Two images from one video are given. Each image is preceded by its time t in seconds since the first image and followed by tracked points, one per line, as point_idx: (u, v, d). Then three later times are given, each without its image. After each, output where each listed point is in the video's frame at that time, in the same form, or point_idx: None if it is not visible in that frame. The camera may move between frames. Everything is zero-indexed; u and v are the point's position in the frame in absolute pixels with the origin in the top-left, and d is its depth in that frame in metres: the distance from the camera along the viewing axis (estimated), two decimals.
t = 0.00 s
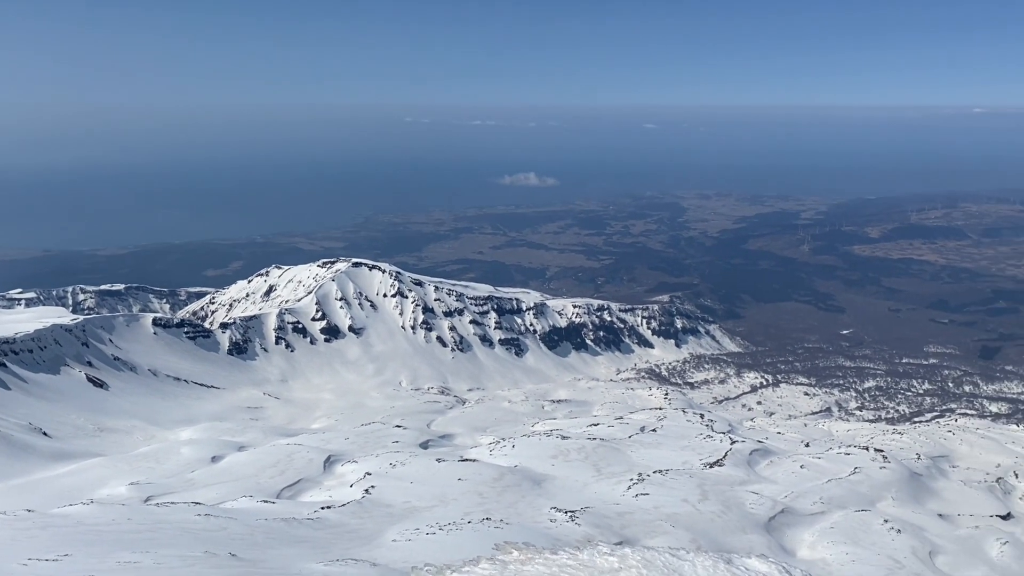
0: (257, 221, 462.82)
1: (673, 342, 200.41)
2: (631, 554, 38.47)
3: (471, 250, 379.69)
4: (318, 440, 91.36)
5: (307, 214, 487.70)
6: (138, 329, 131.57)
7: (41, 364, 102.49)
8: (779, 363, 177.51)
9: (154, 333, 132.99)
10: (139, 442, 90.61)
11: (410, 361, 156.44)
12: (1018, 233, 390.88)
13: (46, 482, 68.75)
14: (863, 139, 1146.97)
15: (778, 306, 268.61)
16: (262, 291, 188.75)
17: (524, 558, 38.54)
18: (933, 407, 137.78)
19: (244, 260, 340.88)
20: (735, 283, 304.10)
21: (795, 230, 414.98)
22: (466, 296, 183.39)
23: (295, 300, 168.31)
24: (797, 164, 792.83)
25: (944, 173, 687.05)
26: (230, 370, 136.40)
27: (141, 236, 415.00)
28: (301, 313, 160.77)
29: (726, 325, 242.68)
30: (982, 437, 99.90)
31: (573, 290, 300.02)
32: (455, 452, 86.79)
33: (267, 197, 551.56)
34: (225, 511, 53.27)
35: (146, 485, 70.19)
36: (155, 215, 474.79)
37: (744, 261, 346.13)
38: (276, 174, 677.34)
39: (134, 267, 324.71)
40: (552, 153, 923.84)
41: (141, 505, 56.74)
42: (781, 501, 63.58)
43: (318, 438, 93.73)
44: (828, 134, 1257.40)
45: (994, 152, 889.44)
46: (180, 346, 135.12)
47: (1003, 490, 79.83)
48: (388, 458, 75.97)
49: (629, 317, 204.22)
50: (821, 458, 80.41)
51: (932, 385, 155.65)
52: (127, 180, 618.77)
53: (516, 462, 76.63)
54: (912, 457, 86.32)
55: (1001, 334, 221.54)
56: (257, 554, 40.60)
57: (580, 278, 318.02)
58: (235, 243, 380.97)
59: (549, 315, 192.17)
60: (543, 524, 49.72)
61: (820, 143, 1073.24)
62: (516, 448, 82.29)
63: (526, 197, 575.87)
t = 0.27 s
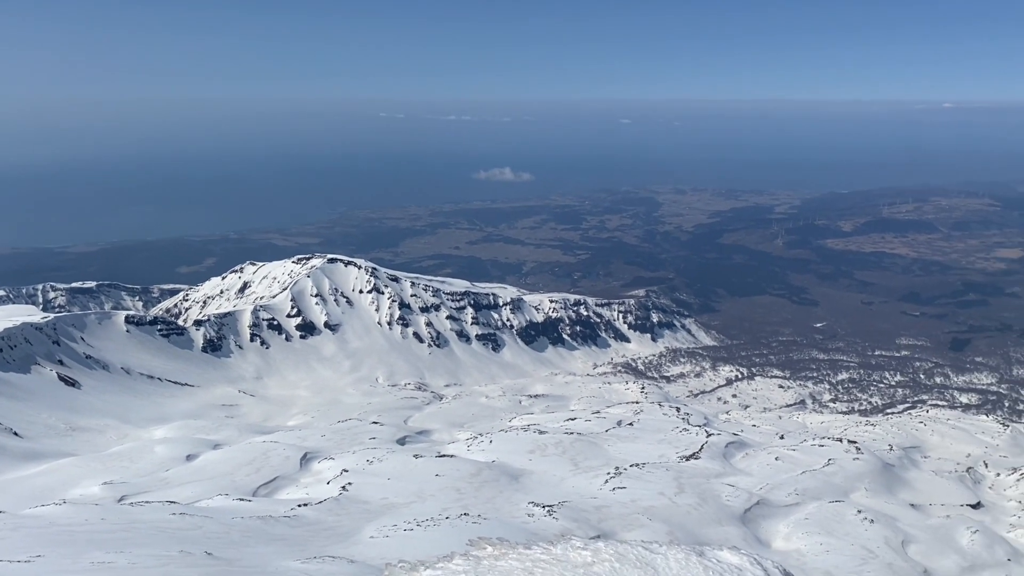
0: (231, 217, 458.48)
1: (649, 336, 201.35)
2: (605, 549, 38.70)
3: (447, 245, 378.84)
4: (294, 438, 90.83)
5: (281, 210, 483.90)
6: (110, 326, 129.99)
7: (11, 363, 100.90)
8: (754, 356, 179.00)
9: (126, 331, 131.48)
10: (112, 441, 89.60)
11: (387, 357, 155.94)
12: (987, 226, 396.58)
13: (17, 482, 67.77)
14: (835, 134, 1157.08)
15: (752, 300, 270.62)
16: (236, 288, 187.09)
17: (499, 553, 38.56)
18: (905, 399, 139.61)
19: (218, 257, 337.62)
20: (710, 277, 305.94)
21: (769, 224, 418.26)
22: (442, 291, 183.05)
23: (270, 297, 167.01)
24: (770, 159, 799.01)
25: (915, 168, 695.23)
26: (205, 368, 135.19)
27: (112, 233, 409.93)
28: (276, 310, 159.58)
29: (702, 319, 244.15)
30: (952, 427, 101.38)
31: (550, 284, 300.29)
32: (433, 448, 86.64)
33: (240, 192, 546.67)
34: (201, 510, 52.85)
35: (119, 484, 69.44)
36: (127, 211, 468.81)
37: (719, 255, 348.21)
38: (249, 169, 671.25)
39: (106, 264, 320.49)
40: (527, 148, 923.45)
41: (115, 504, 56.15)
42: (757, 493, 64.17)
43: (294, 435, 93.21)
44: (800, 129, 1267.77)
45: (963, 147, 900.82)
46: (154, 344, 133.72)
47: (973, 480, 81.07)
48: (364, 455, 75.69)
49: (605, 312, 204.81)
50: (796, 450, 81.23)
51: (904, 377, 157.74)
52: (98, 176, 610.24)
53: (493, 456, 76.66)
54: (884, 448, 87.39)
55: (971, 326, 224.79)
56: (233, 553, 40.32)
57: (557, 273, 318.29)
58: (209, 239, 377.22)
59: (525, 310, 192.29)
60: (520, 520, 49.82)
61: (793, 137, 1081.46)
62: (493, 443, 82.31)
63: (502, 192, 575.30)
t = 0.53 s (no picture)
0: (206, 215, 454.59)
1: (627, 332, 202.24)
2: (582, 545, 38.92)
3: (425, 243, 377.99)
4: (273, 437, 90.38)
5: (257, 208, 480.54)
6: (84, 327, 128.53)
7: None
8: (731, 352, 180.33)
9: (101, 332, 130.09)
10: (88, 442, 88.72)
11: (365, 355, 155.49)
12: (959, 222, 401.71)
13: None
14: (811, 131, 1166.51)
15: (729, 296, 272.60)
16: (213, 287, 185.50)
17: (476, 551, 38.64)
18: (880, 393, 141.38)
19: (194, 256, 334.82)
20: (687, 274, 307.72)
21: (744, 220, 421.49)
22: (421, 289, 182.68)
23: (247, 295, 165.77)
24: (746, 156, 804.85)
25: (888, 165, 702.30)
26: (181, 368, 134.06)
27: (85, 232, 405.09)
28: (253, 308, 158.36)
29: (679, 315, 245.60)
30: (925, 421, 102.72)
31: (528, 282, 300.68)
32: (412, 446, 86.50)
33: (216, 191, 542.28)
34: (178, 510, 52.47)
35: (94, 486, 68.78)
36: (101, 210, 463.46)
37: (696, 252, 350.41)
38: (225, 167, 665.85)
39: (79, 264, 316.75)
40: (504, 146, 923.28)
41: (91, 506, 55.64)
42: (734, 488, 64.72)
43: (272, 434, 92.74)
44: (775, 127, 1277.13)
45: (936, 144, 911.54)
46: (129, 344, 132.40)
47: (946, 472, 82.22)
48: (343, 454, 75.49)
49: (584, 308, 205.42)
50: (772, 444, 81.95)
51: (878, 371, 159.76)
52: (70, 174, 602.79)
53: (473, 454, 76.73)
54: (859, 441, 88.54)
55: (943, 320, 227.84)
56: (210, 554, 40.03)
57: (535, 270, 318.81)
58: (184, 238, 374.08)
59: (504, 307, 192.46)
60: (500, 516, 49.97)
61: (768, 135, 1090.29)
62: (472, 441, 82.41)
63: (479, 189, 575.04)
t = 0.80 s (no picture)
0: (181, 216, 450.31)
1: (605, 331, 202.85)
2: (560, 544, 39.02)
3: (402, 243, 376.79)
4: (250, 439, 89.71)
5: (233, 208, 476.71)
6: (57, 329, 126.96)
7: None
8: (708, 349, 181.33)
9: (75, 334, 128.61)
10: (62, 446, 87.67)
11: (343, 356, 154.82)
12: (932, 220, 406.70)
13: None
14: (786, 130, 1175.33)
15: (706, 294, 274.23)
16: (188, 288, 183.83)
17: (454, 551, 38.58)
18: (855, 388, 142.91)
19: (169, 257, 331.54)
20: (665, 272, 309.04)
21: (721, 219, 424.06)
22: (399, 289, 182.13)
23: (223, 296, 164.37)
24: (722, 154, 810.14)
25: (863, 163, 709.12)
26: (157, 370, 132.76)
27: (58, 233, 399.75)
28: (229, 309, 157.07)
29: (657, 313, 246.62)
30: (900, 416, 103.90)
31: (507, 281, 300.64)
32: (390, 447, 86.22)
33: (191, 191, 537.43)
34: (154, 514, 51.96)
35: (69, 491, 68.03)
36: (73, 211, 457.49)
37: (673, 250, 352.07)
38: (200, 167, 659.78)
39: (52, 265, 312.67)
40: (482, 145, 922.75)
41: (66, 511, 54.99)
42: (712, 484, 65.15)
43: (249, 436, 92.10)
44: (752, 125, 1285.63)
45: (908, 142, 921.74)
46: (104, 346, 130.97)
47: (921, 466, 83.21)
48: (321, 455, 75.12)
49: (562, 307, 205.72)
50: (750, 441, 82.61)
51: (853, 368, 161.43)
52: (42, 174, 594.92)
53: (452, 454, 76.61)
54: (835, 437, 89.48)
55: (917, 317, 230.57)
56: (187, 558, 39.66)
57: (513, 269, 318.78)
58: (159, 239, 370.31)
59: (483, 307, 192.33)
60: (480, 516, 49.93)
61: (744, 133, 1097.07)
62: (451, 441, 82.30)
63: (457, 189, 574.37)
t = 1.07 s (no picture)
0: (156, 218, 446.02)
1: (583, 331, 203.32)
2: (538, 544, 39.03)
3: (379, 243, 375.49)
4: (226, 442, 88.93)
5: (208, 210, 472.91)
6: (28, 333, 125.17)
7: None
8: (686, 348, 182.31)
9: (47, 338, 126.89)
10: (34, 452, 86.39)
11: (320, 358, 153.96)
12: (904, 218, 411.66)
13: None
14: (761, 129, 1183.85)
15: (683, 293, 275.72)
16: (162, 290, 181.89)
17: (431, 552, 38.48)
18: (830, 385, 144.34)
19: (143, 259, 328.20)
20: (643, 271, 310.24)
21: (697, 218, 426.60)
22: (376, 290, 181.39)
23: (198, 299, 162.81)
24: (698, 154, 815.55)
25: (837, 162, 716.59)
26: (131, 374, 131.28)
27: (29, 236, 394.31)
28: (204, 312, 155.56)
29: (635, 312, 247.55)
30: (874, 412, 105.09)
31: (484, 281, 300.49)
32: (368, 449, 85.80)
33: (166, 192, 532.56)
34: (129, 519, 51.36)
35: (42, 497, 67.09)
36: (45, 213, 451.40)
37: (650, 250, 353.61)
38: (174, 168, 653.80)
39: (23, 268, 308.41)
40: (459, 145, 922.26)
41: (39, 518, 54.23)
42: (690, 482, 65.50)
43: (226, 440, 91.32)
44: (726, 125, 1294.73)
45: (881, 141, 932.09)
46: (77, 350, 129.31)
47: (895, 462, 84.14)
48: (299, 458, 74.64)
49: (540, 307, 205.87)
50: (727, 438, 83.15)
51: (828, 365, 162.96)
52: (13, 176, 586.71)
53: (430, 455, 76.40)
54: (811, 433, 90.25)
55: (891, 314, 233.28)
56: (161, 562, 39.30)
57: (491, 270, 318.67)
58: (133, 241, 366.38)
59: (461, 307, 192.06)
60: (459, 517, 49.85)
61: (719, 134, 1104.32)
62: (430, 442, 82.06)
63: (434, 189, 573.49)
